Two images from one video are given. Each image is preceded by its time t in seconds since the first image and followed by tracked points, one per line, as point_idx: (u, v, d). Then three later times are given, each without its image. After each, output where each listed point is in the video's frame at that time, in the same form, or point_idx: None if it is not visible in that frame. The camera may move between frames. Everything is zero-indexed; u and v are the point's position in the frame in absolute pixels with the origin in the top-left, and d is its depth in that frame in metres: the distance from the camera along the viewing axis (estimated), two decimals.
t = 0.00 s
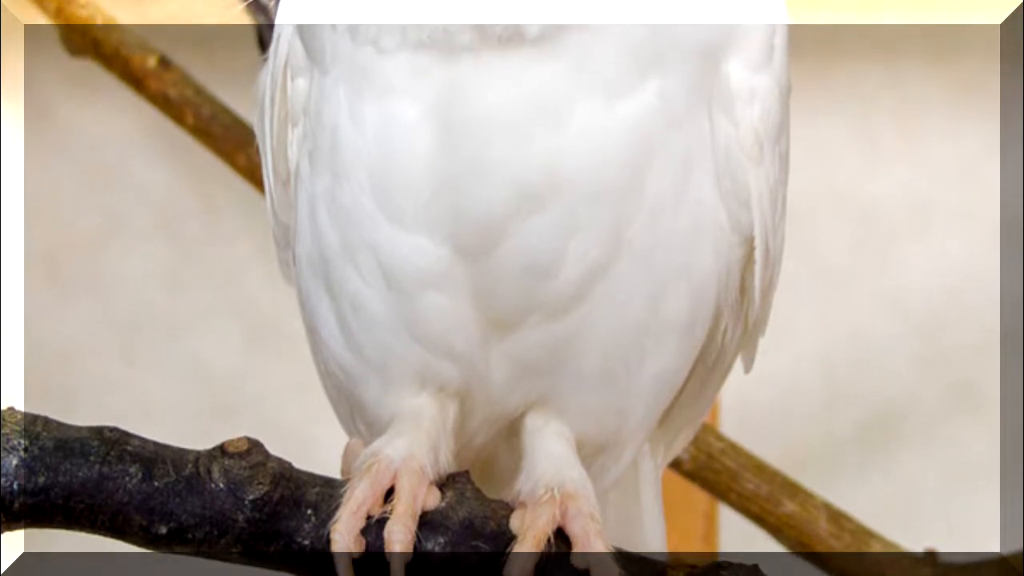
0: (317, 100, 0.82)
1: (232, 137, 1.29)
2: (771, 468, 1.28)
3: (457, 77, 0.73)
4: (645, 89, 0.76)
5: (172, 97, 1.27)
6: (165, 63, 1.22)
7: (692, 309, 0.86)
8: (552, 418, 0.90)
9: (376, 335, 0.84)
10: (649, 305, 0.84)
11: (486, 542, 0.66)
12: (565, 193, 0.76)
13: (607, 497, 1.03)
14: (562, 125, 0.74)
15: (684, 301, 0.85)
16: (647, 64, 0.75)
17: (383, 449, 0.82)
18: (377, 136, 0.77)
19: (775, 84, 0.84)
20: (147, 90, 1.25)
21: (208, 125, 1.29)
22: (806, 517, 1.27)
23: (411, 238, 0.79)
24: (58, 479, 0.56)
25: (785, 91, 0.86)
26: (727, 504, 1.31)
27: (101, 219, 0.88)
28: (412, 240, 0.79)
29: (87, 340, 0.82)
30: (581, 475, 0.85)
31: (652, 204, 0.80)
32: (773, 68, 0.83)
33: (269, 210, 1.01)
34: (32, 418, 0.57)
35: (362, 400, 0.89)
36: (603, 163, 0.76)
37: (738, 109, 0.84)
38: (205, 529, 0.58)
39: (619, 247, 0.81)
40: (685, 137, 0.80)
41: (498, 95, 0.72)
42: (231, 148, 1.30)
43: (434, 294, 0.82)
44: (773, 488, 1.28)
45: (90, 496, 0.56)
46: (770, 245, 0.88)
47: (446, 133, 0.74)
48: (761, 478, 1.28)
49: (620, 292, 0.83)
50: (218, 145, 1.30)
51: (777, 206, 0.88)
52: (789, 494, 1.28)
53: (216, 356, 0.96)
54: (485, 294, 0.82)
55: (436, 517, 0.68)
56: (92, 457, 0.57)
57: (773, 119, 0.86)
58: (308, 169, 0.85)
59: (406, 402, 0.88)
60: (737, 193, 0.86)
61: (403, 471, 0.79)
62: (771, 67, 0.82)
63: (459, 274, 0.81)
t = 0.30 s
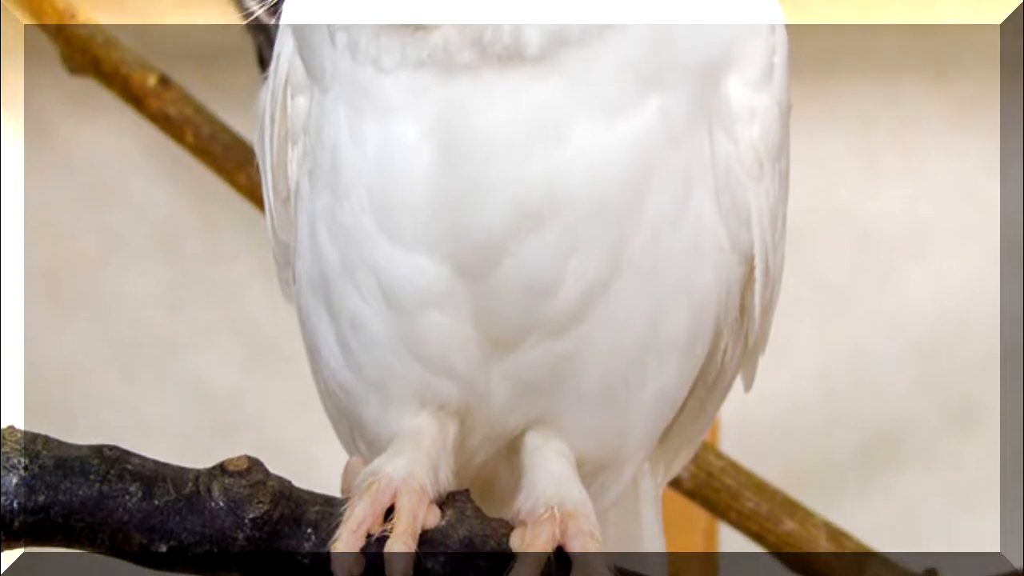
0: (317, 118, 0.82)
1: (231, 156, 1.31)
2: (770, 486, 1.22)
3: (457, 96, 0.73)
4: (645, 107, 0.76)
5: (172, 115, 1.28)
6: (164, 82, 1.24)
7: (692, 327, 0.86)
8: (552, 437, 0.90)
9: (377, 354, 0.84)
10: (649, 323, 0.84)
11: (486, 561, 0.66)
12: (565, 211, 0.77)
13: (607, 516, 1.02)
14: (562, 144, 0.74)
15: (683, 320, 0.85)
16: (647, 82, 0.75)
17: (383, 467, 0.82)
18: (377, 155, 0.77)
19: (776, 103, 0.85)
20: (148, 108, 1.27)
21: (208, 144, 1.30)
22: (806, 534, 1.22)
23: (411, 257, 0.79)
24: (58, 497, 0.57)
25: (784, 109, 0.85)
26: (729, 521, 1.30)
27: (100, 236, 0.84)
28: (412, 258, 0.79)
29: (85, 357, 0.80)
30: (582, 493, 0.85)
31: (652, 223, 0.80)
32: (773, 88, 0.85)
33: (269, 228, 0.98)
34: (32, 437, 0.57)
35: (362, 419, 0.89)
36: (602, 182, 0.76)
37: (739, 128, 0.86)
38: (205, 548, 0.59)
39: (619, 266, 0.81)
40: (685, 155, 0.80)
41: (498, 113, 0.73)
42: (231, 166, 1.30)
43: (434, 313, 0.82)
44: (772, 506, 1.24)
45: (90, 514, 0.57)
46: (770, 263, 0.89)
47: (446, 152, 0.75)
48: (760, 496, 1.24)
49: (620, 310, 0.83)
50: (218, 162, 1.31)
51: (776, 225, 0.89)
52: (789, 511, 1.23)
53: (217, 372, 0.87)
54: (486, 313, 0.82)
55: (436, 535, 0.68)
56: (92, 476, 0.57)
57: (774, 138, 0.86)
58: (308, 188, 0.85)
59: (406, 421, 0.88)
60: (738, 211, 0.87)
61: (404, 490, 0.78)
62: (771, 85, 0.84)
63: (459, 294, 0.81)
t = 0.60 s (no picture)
0: (317, 137, 0.82)
1: (232, 174, 1.23)
2: (770, 506, 1.20)
3: (457, 114, 0.73)
4: (645, 126, 0.76)
5: (172, 135, 1.23)
6: (164, 99, 1.22)
7: (692, 345, 0.86)
8: (552, 455, 0.90)
9: (376, 373, 0.84)
10: (649, 341, 0.84)
11: None
12: (566, 230, 0.77)
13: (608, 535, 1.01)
14: (561, 162, 0.75)
15: (684, 339, 0.85)
16: (646, 101, 0.75)
17: (383, 486, 0.81)
18: (377, 174, 0.77)
19: (774, 120, 0.84)
20: (147, 126, 1.22)
21: (208, 163, 1.23)
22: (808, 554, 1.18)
23: (411, 276, 0.79)
24: (58, 516, 0.56)
25: (784, 127, 0.85)
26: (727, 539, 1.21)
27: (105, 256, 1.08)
28: (412, 277, 0.80)
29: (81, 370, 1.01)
30: (582, 512, 0.85)
31: (652, 242, 0.79)
32: (772, 106, 0.83)
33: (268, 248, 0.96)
34: (32, 456, 0.58)
35: (362, 438, 0.89)
36: (602, 201, 0.76)
37: (738, 145, 0.82)
38: (205, 567, 0.59)
39: (619, 286, 0.80)
40: (685, 174, 0.79)
41: (498, 132, 0.73)
42: (231, 185, 1.23)
43: (435, 331, 0.82)
44: (773, 525, 1.19)
45: (90, 534, 0.57)
46: (769, 281, 0.89)
47: (446, 170, 0.75)
48: (761, 515, 1.19)
49: (620, 329, 0.83)
50: (218, 182, 1.24)
51: (777, 244, 0.89)
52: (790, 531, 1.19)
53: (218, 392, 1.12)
54: (486, 332, 0.82)
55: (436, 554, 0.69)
56: (92, 495, 0.57)
57: (773, 157, 0.85)
58: (308, 206, 0.85)
59: (406, 440, 0.87)
60: (737, 230, 0.85)
61: (404, 509, 0.78)
62: (771, 103, 0.83)
63: (460, 312, 0.81)
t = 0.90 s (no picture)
0: (317, 156, 0.82)
1: (232, 193, 1.25)
2: (770, 524, 1.19)
3: (457, 133, 0.74)
4: (645, 145, 0.76)
5: (172, 152, 1.25)
6: (164, 118, 1.25)
7: (692, 364, 0.86)
8: (552, 474, 0.90)
9: (376, 392, 0.84)
10: (649, 360, 0.84)
11: None
12: (566, 249, 0.77)
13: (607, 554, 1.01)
14: (562, 181, 0.75)
15: (684, 357, 0.85)
16: (646, 120, 0.75)
17: (383, 504, 0.81)
18: (377, 193, 0.78)
19: (774, 139, 0.84)
20: (146, 145, 1.25)
21: (209, 181, 1.26)
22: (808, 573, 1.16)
23: (411, 295, 0.80)
24: (58, 534, 0.57)
25: (784, 145, 0.85)
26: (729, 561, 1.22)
27: (103, 271, 1.26)
28: (412, 296, 0.80)
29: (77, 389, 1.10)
30: (582, 530, 0.85)
31: (652, 260, 0.79)
32: (772, 124, 0.83)
33: (268, 266, 0.96)
34: (33, 476, 0.59)
35: (362, 457, 0.89)
36: (602, 219, 0.76)
37: (738, 163, 0.83)
38: None
39: (619, 304, 0.80)
40: (685, 193, 0.79)
41: (498, 150, 0.73)
42: (230, 205, 1.25)
43: (435, 350, 0.82)
44: (773, 543, 1.19)
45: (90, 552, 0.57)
46: (769, 300, 0.89)
47: (446, 189, 0.75)
48: (761, 533, 1.19)
49: (620, 348, 0.83)
50: (218, 201, 1.26)
51: (777, 262, 0.89)
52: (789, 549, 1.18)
53: (219, 413, 1.16)
54: (486, 350, 0.82)
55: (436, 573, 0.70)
56: (92, 513, 0.58)
57: (773, 175, 0.85)
58: (308, 225, 0.85)
59: (406, 458, 0.87)
60: (737, 249, 0.85)
61: (404, 527, 0.79)
62: (771, 121, 0.83)
63: (459, 331, 0.81)
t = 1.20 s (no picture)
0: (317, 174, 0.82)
1: (232, 213, 1.21)
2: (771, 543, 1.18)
3: (457, 151, 0.74)
4: (645, 163, 0.76)
5: (172, 171, 1.22)
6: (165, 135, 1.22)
7: (692, 383, 0.86)
8: (552, 491, 0.90)
9: (376, 410, 0.84)
10: (649, 378, 0.84)
11: None
12: (567, 268, 0.77)
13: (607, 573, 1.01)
14: (562, 199, 0.75)
15: (684, 376, 0.85)
16: (646, 138, 0.75)
17: (384, 522, 0.82)
18: (377, 211, 0.78)
19: (774, 158, 0.84)
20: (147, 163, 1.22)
21: (208, 200, 1.21)
22: None
23: (411, 313, 0.80)
24: (57, 551, 0.58)
25: (784, 164, 0.85)
26: None
27: (103, 289, 1.29)
28: (412, 314, 0.80)
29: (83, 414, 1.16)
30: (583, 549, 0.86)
31: (652, 278, 0.79)
32: (772, 143, 0.83)
33: (268, 284, 0.96)
34: (34, 496, 0.62)
35: (362, 475, 0.89)
36: (602, 237, 0.76)
37: (738, 182, 0.83)
38: None
39: (619, 322, 0.80)
40: (686, 211, 0.79)
41: (498, 169, 0.74)
42: (231, 224, 1.21)
43: (435, 368, 0.82)
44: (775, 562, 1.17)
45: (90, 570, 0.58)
46: (769, 318, 0.89)
47: (446, 207, 0.76)
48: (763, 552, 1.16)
49: (620, 366, 0.83)
50: (218, 220, 1.21)
51: (776, 279, 0.88)
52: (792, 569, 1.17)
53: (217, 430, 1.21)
54: (486, 369, 0.82)
55: None
56: (91, 531, 0.59)
57: (773, 194, 0.85)
58: (308, 244, 0.85)
59: (406, 477, 0.87)
60: (737, 268, 0.85)
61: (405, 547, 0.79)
62: (770, 140, 0.83)
63: (460, 349, 0.81)
